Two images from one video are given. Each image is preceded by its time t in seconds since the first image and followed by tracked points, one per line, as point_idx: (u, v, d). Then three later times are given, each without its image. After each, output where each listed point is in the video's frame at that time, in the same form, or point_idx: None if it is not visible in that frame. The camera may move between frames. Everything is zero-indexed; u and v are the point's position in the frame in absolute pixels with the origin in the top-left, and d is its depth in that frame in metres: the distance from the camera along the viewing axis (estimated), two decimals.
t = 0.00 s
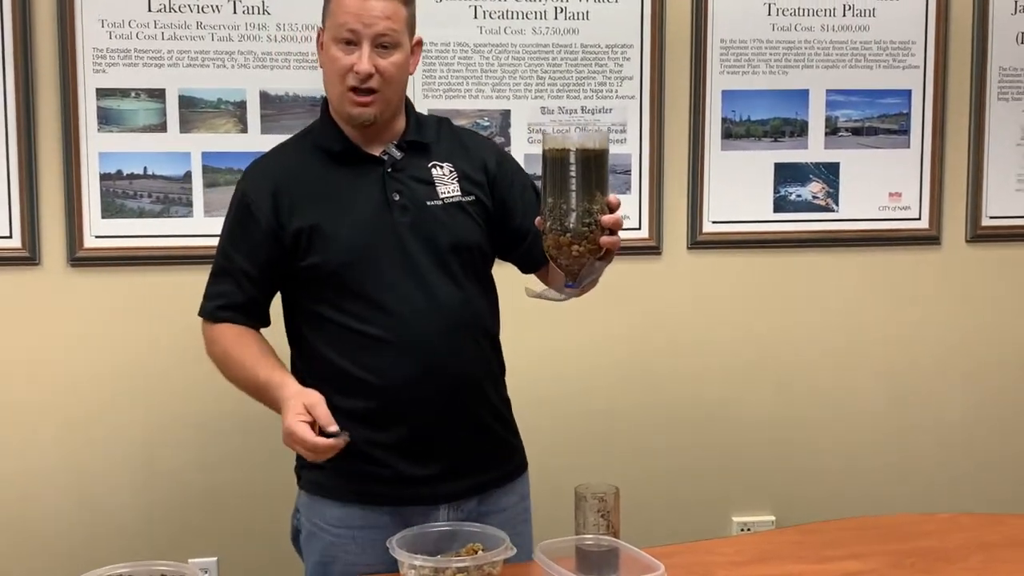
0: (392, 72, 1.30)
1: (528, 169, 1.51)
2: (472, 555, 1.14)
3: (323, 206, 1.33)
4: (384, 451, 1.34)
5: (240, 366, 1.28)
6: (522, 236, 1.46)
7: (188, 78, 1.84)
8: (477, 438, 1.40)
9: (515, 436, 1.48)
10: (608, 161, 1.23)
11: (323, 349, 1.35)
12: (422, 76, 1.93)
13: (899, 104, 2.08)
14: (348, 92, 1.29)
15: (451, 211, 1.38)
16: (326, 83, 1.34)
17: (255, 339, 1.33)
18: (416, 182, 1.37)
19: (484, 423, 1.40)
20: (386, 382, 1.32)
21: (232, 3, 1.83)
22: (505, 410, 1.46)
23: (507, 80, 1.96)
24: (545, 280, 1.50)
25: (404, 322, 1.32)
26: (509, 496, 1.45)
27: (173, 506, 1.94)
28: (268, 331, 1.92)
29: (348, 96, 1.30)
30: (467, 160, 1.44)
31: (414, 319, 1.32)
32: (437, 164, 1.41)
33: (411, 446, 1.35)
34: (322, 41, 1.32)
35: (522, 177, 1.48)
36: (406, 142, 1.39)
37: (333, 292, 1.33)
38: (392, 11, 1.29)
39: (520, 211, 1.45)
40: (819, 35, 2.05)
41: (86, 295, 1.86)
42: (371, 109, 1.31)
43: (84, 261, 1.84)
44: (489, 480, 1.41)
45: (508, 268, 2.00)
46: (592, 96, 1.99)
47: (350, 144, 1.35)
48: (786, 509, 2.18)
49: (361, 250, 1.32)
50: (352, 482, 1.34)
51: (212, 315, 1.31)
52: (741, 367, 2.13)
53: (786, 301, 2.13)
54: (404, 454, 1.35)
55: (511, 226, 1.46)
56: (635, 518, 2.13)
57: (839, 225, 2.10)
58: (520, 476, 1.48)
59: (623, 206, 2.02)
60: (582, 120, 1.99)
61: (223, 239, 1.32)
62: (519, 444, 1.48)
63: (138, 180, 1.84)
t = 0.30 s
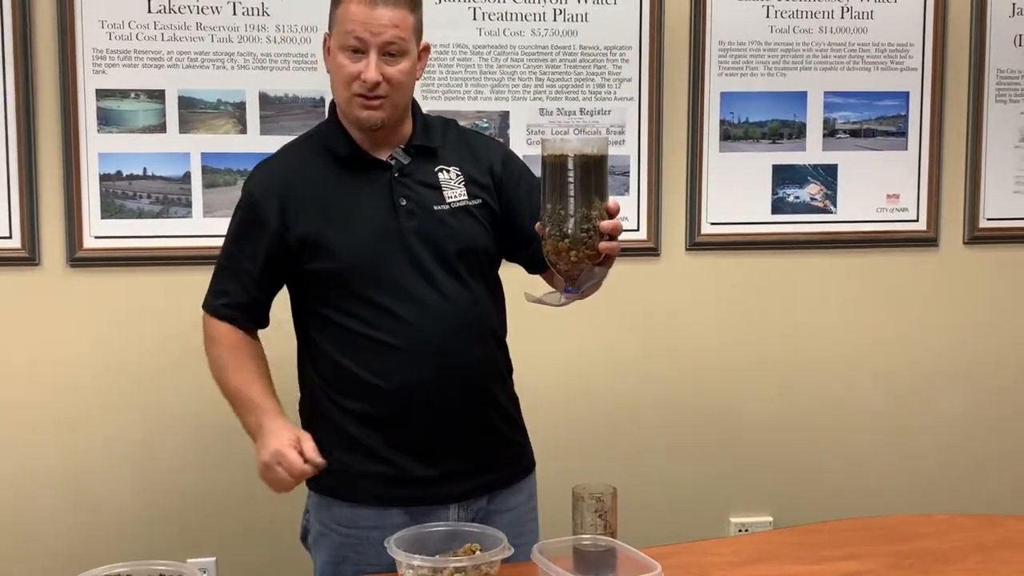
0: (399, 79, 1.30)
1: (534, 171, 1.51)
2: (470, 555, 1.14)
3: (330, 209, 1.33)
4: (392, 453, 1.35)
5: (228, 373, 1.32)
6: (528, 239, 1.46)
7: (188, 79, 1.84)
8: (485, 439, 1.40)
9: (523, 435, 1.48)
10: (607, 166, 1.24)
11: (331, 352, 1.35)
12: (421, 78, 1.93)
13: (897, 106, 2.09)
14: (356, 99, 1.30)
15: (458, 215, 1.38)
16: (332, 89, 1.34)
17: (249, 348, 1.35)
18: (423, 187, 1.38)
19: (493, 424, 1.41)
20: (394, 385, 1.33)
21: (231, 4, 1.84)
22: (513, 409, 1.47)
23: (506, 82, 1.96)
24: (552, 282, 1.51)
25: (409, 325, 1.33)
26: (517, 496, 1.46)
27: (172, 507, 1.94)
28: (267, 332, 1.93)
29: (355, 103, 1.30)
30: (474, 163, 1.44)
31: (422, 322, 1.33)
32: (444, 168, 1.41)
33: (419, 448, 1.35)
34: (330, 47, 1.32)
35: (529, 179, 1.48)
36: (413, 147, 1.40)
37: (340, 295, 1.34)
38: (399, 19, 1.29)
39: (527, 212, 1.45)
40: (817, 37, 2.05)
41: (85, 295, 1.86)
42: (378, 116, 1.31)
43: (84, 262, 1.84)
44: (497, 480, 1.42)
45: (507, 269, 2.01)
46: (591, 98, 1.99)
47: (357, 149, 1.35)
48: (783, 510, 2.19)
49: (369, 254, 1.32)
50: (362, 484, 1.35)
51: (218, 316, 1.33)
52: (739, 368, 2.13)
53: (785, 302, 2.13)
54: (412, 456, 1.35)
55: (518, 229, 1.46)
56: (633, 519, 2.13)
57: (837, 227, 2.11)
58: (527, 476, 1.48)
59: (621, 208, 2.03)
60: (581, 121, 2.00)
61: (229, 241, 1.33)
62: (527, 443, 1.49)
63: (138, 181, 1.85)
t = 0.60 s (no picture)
0: (414, 78, 1.31)
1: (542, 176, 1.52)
2: (471, 556, 1.14)
3: (337, 211, 1.34)
4: (397, 455, 1.35)
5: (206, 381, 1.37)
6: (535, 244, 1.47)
7: (190, 82, 1.85)
8: (489, 439, 1.40)
9: (527, 437, 1.49)
10: (608, 170, 1.24)
11: (337, 353, 1.36)
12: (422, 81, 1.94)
13: (898, 110, 2.09)
14: (372, 98, 1.30)
15: (466, 219, 1.39)
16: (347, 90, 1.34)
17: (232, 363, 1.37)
18: (432, 190, 1.38)
19: (497, 426, 1.41)
20: (399, 387, 1.33)
21: (234, 7, 1.84)
22: (518, 412, 1.47)
23: (508, 85, 1.97)
24: (558, 286, 1.51)
25: (414, 326, 1.33)
26: (520, 498, 1.46)
27: (173, 509, 1.95)
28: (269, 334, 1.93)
29: (372, 102, 1.30)
30: (482, 168, 1.44)
31: (427, 325, 1.33)
32: (452, 171, 1.41)
33: (423, 450, 1.36)
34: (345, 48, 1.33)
35: (537, 185, 1.49)
36: (422, 150, 1.40)
37: (347, 296, 1.34)
38: (415, 19, 1.30)
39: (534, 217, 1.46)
40: (818, 40, 2.06)
41: (87, 297, 1.87)
42: (394, 115, 1.32)
43: (86, 264, 1.84)
44: (501, 482, 1.42)
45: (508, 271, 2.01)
46: (592, 101, 2.00)
47: (366, 152, 1.36)
48: (784, 513, 2.19)
49: (375, 256, 1.33)
50: (366, 486, 1.35)
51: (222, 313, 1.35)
52: (740, 371, 2.14)
53: (785, 305, 2.13)
54: (417, 458, 1.36)
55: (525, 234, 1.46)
56: (634, 521, 2.13)
57: (838, 230, 2.11)
58: (531, 478, 1.48)
59: (622, 211, 2.03)
60: (582, 124, 2.00)
61: (236, 240, 1.34)
62: (531, 446, 1.49)
63: (141, 184, 1.85)
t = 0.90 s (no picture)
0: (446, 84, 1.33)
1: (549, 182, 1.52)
2: (475, 560, 1.13)
3: (344, 212, 1.34)
4: (399, 458, 1.35)
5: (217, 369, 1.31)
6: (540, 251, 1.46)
7: (196, 86, 1.85)
8: (491, 443, 1.40)
9: (529, 443, 1.48)
10: (615, 180, 1.23)
11: (340, 355, 1.36)
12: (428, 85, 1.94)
13: (903, 113, 2.09)
14: (414, 106, 1.30)
15: (471, 223, 1.39)
16: (378, 98, 1.33)
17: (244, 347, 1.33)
18: (440, 194, 1.38)
19: (499, 430, 1.41)
20: (402, 390, 1.33)
21: (240, 12, 1.85)
22: (520, 416, 1.47)
23: (513, 89, 1.97)
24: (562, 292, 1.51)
25: (415, 329, 1.33)
26: (521, 503, 1.46)
27: (179, 512, 1.95)
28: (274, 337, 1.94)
29: (413, 111, 1.31)
30: (490, 172, 1.44)
31: (430, 328, 1.33)
32: (459, 175, 1.41)
33: (425, 453, 1.36)
34: (374, 56, 1.31)
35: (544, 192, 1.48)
36: (431, 153, 1.40)
37: (351, 298, 1.35)
38: (443, 25, 1.32)
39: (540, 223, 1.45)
40: (823, 44, 2.06)
41: (93, 301, 1.87)
42: (431, 121, 1.33)
43: (92, 268, 1.85)
44: (502, 486, 1.42)
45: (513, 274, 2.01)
46: (597, 105, 2.00)
47: (376, 154, 1.36)
48: (790, 517, 2.18)
49: (380, 259, 1.33)
50: (367, 488, 1.35)
51: (229, 313, 1.34)
52: (745, 375, 2.13)
53: (791, 309, 2.13)
54: (418, 461, 1.36)
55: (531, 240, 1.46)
56: (639, 525, 2.13)
57: (843, 234, 2.11)
58: (533, 484, 1.48)
59: (627, 214, 2.03)
60: (587, 128, 2.01)
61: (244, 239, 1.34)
62: (534, 450, 1.49)
63: (147, 188, 1.86)
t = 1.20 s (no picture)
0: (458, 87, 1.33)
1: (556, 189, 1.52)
2: (480, 564, 1.13)
3: (356, 214, 1.33)
4: (403, 461, 1.35)
5: (260, 339, 1.18)
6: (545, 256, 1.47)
7: (200, 91, 1.86)
8: (494, 449, 1.41)
9: (532, 449, 1.49)
10: (621, 189, 1.23)
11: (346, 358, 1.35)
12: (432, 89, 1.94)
13: (907, 115, 2.08)
14: (425, 110, 1.31)
15: (480, 228, 1.40)
16: (390, 102, 1.33)
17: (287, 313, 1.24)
18: (450, 198, 1.39)
19: (502, 436, 1.42)
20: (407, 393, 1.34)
21: (244, 17, 1.86)
22: (523, 422, 1.47)
23: (517, 92, 1.97)
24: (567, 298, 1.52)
25: (421, 331, 1.33)
26: (523, 506, 1.46)
27: (184, 515, 1.95)
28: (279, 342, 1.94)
29: (425, 115, 1.31)
30: (499, 178, 1.45)
31: (435, 332, 1.34)
32: (469, 179, 1.42)
33: (429, 457, 1.36)
34: (385, 60, 1.31)
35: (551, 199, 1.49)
36: (442, 157, 1.41)
37: (357, 300, 1.34)
38: (454, 28, 1.32)
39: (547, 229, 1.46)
40: (827, 46, 2.05)
41: (99, 306, 1.88)
42: (444, 124, 1.33)
43: (98, 272, 1.85)
44: (503, 492, 1.42)
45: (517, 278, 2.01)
46: (601, 108, 2.00)
47: (388, 158, 1.36)
48: (796, 520, 2.17)
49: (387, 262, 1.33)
50: (368, 492, 1.35)
51: (253, 306, 1.22)
52: (750, 377, 2.13)
53: (796, 311, 2.12)
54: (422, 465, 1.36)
55: (536, 246, 1.46)
56: (645, 528, 2.12)
57: (848, 236, 2.10)
58: (534, 490, 1.48)
59: (632, 217, 2.03)
60: (591, 132, 2.01)
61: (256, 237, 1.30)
62: (536, 457, 1.49)
63: (152, 193, 1.86)
